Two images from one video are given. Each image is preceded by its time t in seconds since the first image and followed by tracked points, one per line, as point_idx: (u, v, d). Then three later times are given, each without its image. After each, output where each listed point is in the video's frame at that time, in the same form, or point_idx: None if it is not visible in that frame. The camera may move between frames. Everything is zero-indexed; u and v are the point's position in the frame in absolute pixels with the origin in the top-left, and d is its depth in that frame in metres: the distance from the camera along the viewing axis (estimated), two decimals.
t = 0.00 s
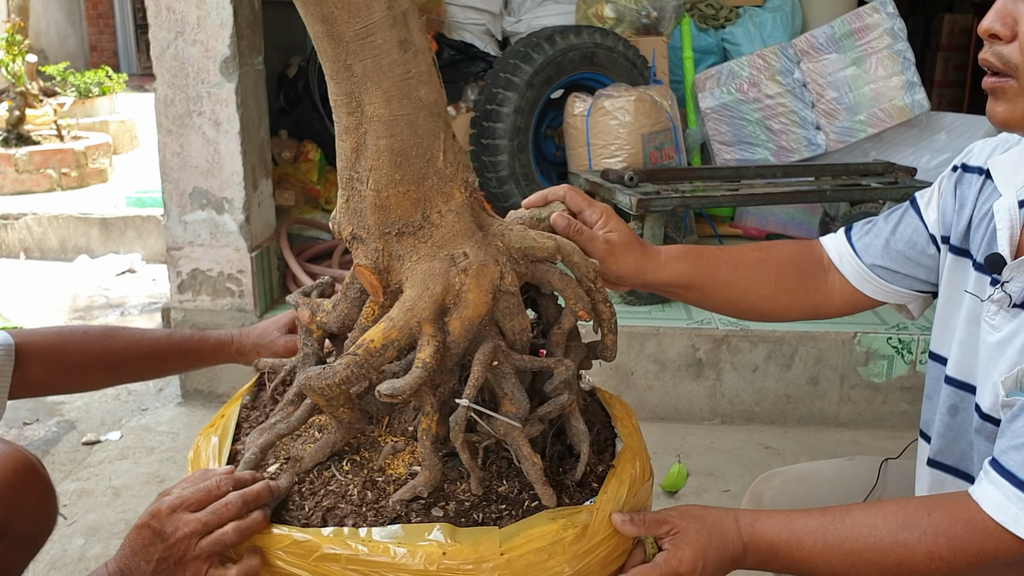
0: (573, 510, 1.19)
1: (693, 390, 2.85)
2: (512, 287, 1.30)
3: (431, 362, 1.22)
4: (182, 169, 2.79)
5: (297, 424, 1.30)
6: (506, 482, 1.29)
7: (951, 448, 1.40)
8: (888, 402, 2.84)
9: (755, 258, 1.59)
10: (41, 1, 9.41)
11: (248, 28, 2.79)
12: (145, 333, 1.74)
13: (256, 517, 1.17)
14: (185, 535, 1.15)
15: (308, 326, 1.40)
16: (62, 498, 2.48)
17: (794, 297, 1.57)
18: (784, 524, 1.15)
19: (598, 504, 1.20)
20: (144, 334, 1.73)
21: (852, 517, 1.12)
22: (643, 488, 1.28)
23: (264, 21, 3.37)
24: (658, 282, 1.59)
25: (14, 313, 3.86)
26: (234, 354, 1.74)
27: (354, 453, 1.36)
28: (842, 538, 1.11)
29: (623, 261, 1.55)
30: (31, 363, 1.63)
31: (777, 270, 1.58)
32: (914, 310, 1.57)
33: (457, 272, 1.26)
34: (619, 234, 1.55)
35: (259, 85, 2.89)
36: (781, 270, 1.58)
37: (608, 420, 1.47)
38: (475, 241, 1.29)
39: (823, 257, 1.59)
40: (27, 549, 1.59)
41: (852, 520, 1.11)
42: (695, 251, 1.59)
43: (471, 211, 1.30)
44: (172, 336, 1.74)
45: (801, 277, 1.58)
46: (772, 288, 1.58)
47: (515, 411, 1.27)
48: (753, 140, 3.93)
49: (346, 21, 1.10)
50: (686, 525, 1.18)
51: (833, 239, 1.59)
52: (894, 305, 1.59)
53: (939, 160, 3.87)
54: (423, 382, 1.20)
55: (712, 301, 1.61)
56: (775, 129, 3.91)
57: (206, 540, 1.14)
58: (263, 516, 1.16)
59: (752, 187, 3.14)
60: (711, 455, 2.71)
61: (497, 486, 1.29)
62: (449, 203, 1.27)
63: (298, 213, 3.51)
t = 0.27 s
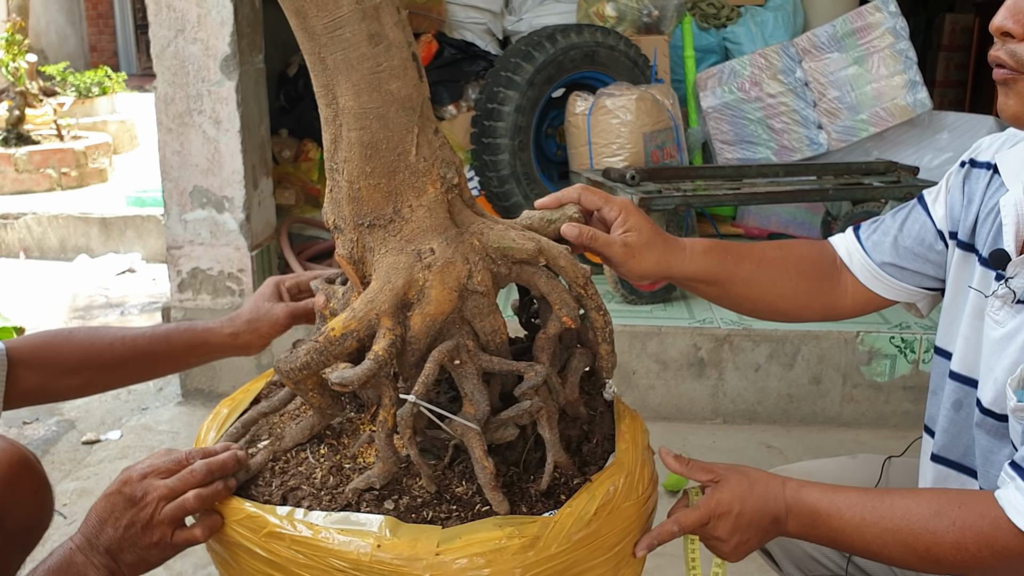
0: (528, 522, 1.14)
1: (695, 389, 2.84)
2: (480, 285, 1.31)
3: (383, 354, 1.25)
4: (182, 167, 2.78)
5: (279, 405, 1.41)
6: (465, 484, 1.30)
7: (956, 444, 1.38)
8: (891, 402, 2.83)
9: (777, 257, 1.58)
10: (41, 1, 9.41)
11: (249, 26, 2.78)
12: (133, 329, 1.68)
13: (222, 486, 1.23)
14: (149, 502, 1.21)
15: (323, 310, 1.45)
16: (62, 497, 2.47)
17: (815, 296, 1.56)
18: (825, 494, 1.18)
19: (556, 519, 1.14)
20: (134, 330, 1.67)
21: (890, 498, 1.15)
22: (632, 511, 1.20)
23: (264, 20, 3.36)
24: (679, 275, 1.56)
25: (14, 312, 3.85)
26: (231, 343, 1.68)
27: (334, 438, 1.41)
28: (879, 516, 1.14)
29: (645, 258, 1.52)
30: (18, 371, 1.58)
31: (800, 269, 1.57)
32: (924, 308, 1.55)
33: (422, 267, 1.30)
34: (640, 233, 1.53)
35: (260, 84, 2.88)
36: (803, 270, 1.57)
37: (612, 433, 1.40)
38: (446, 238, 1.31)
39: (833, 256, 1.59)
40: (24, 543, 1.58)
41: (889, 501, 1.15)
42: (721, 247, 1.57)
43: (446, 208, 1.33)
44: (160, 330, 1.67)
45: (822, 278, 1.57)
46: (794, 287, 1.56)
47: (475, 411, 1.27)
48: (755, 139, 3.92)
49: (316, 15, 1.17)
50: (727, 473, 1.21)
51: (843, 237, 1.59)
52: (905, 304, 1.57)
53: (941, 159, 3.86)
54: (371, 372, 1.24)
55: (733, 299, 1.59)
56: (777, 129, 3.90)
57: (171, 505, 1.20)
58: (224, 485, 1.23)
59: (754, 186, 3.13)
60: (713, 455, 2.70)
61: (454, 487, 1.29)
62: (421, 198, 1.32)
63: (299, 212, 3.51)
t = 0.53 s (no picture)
0: (474, 528, 1.14)
1: (697, 390, 2.83)
2: (442, 285, 1.30)
3: (342, 345, 1.27)
4: (183, 167, 2.77)
5: (275, 386, 1.48)
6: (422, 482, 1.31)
7: (960, 442, 1.37)
8: (894, 402, 2.82)
9: (799, 257, 1.57)
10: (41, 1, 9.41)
11: (250, 25, 2.77)
12: (42, 352, 1.71)
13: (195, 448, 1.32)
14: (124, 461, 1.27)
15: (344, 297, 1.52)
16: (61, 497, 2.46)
17: (830, 299, 1.56)
18: (806, 471, 1.19)
19: (501, 531, 1.14)
20: (42, 354, 1.70)
21: (870, 479, 1.15)
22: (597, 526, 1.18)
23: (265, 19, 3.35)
24: (702, 272, 1.54)
25: (13, 313, 3.85)
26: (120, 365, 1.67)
27: (325, 423, 1.45)
28: (858, 495, 1.14)
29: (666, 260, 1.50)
30: None
31: (819, 271, 1.56)
32: (934, 308, 1.56)
33: (388, 263, 1.31)
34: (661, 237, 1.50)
35: (261, 83, 2.87)
36: (822, 271, 1.56)
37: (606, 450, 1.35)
38: (416, 235, 1.32)
39: (844, 256, 1.57)
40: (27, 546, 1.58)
41: (868, 482, 1.15)
42: (746, 246, 1.55)
43: (422, 205, 1.34)
44: (67, 355, 1.71)
45: (838, 281, 1.56)
46: (810, 288, 1.56)
47: (431, 413, 1.27)
48: (757, 139, 3.90)
49: (296, 10, 1.23)
50: (710, 452, 1.23)
51: (853, 235, 1.58)
52: (914, 304, 1.57)
53: (943, 159, 3.85)
54: (328, 362, 1.27)
55: (753, 297, 1.58)
56: (779, 129, 3.88)
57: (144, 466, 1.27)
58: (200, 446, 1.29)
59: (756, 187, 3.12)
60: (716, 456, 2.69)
61: (411, 486, 1.31)
62: (395, 193, 1.33)
63: (300, 212, 3.50)
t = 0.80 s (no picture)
0: (416, 527, 1.12)
1: (700, 390, 2.82)
2: (406, 282, 1.28)
3: (311, 333, 1.28)
4: (184, 166, 2.76)
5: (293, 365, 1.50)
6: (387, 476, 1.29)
7: (965, 445, 1.36)
8: (898, 403, 2.81)
9: (810, 251, 1.53)
10: (42, 2, 9.41)
11: (252, 24, 2.76)
12: (34, 366, 1.62)
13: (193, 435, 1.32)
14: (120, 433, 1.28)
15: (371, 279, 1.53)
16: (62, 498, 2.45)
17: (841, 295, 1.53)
18: (808, 505, 1.14)
19: (447, 534, 1.11)
20: (33, 369, 1.61)
21: (876, 504, 1.11)
22: (554, 548, 1.13)
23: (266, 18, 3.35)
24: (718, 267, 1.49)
25: (14, 313, 3.84)
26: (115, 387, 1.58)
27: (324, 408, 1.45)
28: (865, 522, 1.10)
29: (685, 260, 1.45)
30: None
31: (827, 268, 1.53)
32: (933, 307, 1.55)
33: (360, 255, 1.30)
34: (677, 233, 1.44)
35: (262, 82, 2.86)
36: (827, 266, 1.53)
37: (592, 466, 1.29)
38: (390, 228, 1.30)
39: (847, 251, 1.55)
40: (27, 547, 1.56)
41: (875, 507, 1.11)
42: (760, 241, 1.50)
43: (402, 199, 1.32)
44: (57, 373, 1.61)
45: (843, 277, 1.53)
46: (821, 284, 1.52)
47: (389, 408, 1.26)
48: (759, 139, 3.88)
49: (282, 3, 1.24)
50: (707, 479, 1.17)
51: (854, 229, 1.57)
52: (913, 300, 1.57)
53: (946, 159, 3.85)
54: (298, 348, 1.28)
55: (757, 293, 1.55)
56: (781, 129, 3.87)
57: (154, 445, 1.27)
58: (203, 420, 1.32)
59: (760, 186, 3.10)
60: (719, 456, 2.68)
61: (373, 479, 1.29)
62: (375, 186, 1.31)
63: (301, 211, 3.49)
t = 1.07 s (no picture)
0: (371, 519, 1.13)
1: (704, 390, 2.81)
2: (379, 278, 1.27)
3: (293, 322, 1.31)
4: (186, 166, 2.76)
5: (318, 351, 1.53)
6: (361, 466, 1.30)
7: (973, 450, 1.36)
8: (902, 403, 2.80)
9: (774, 223, 1.55)
10: (43, 2, 9.40)
11: (254, 24, 2.76)
12: (50, 358, 1.59)
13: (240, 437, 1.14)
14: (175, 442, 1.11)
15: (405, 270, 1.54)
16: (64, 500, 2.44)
17: (806, 266, 1.54)
18: (802, 523, 1.09)
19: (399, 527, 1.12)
20: (51, 360, 1.59)
21: (874, 515, 1.07)
22: (503, 551, 1.10)
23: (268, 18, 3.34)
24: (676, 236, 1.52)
25: (15, 313, 3.83)
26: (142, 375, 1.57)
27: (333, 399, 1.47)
28: (863, 535, 1.06)
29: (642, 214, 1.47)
30: None
31: (794, 240, 1.54)
32: (921, 292, 1.54)
33: (342, 248, 1.31)
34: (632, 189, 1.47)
35: (264, 82, 2.85)
36: (798, 236, 1.55)
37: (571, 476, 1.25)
38: (370, 224, 1.30)
39: (836, 227, 1.55)
40: (29, 549, 1.55)
41: (873, 519, 1.06)
42: (717, 208, 1.54)
43: (386, 196, 1.31)
44: (78, 364, 1.59)
45: (815, 246, 1.54)
46: (783, 254, 1.54)
47: (358, 400, 1.27)
48: (762, 139, 3.88)
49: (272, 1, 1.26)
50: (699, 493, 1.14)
51: (846, 207, 1.56)
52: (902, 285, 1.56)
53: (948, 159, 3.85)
54: (282, 336, 1.31)
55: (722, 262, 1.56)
56: (784, 128, 3.86)
57: (213, 481, 1.09)
58: (270, 452, 1.10)
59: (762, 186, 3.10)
60: (722, 457, 2.67)
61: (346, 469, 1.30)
62: (360, 182, 1.32)
63: (302, 211, 3.49)
